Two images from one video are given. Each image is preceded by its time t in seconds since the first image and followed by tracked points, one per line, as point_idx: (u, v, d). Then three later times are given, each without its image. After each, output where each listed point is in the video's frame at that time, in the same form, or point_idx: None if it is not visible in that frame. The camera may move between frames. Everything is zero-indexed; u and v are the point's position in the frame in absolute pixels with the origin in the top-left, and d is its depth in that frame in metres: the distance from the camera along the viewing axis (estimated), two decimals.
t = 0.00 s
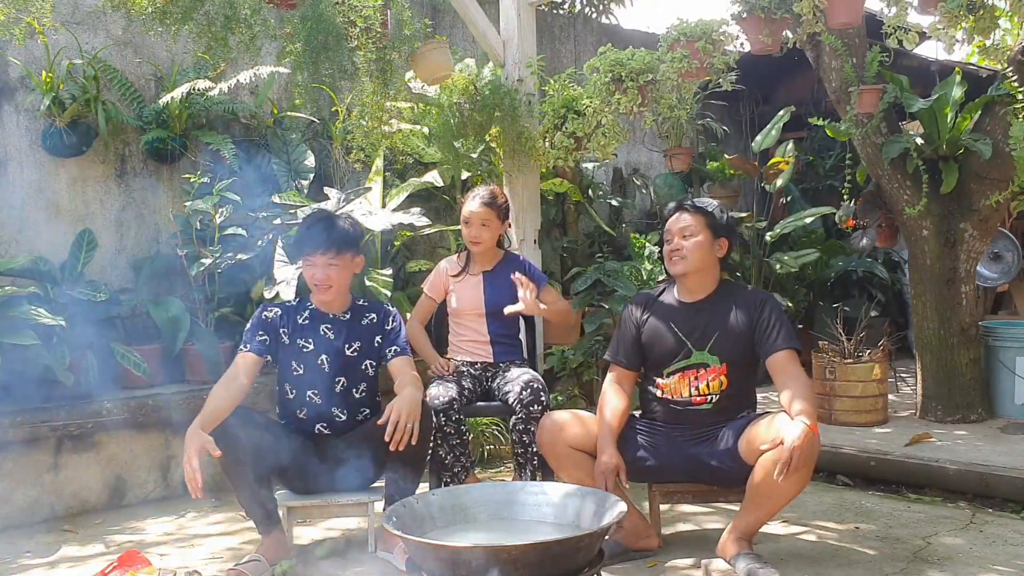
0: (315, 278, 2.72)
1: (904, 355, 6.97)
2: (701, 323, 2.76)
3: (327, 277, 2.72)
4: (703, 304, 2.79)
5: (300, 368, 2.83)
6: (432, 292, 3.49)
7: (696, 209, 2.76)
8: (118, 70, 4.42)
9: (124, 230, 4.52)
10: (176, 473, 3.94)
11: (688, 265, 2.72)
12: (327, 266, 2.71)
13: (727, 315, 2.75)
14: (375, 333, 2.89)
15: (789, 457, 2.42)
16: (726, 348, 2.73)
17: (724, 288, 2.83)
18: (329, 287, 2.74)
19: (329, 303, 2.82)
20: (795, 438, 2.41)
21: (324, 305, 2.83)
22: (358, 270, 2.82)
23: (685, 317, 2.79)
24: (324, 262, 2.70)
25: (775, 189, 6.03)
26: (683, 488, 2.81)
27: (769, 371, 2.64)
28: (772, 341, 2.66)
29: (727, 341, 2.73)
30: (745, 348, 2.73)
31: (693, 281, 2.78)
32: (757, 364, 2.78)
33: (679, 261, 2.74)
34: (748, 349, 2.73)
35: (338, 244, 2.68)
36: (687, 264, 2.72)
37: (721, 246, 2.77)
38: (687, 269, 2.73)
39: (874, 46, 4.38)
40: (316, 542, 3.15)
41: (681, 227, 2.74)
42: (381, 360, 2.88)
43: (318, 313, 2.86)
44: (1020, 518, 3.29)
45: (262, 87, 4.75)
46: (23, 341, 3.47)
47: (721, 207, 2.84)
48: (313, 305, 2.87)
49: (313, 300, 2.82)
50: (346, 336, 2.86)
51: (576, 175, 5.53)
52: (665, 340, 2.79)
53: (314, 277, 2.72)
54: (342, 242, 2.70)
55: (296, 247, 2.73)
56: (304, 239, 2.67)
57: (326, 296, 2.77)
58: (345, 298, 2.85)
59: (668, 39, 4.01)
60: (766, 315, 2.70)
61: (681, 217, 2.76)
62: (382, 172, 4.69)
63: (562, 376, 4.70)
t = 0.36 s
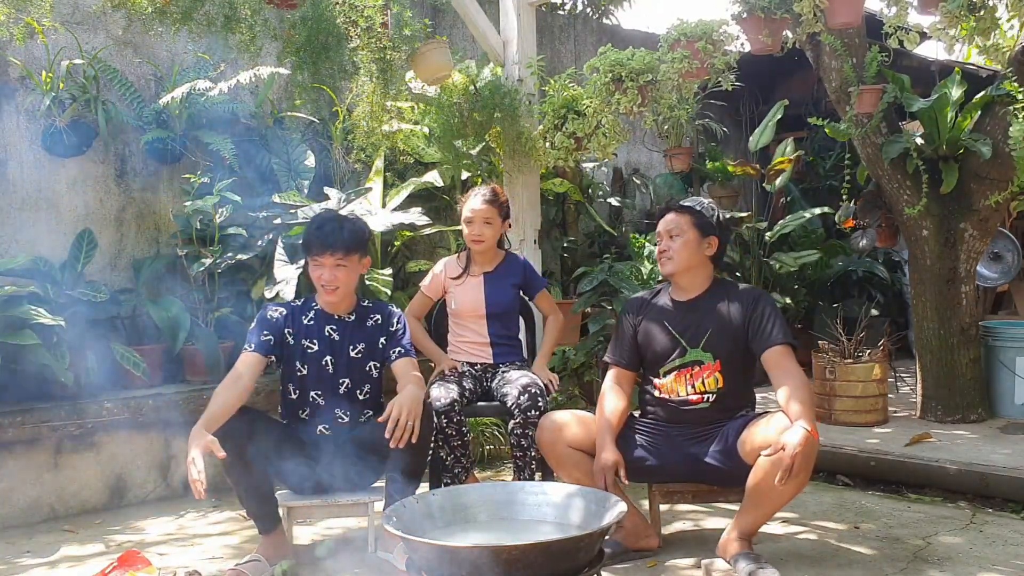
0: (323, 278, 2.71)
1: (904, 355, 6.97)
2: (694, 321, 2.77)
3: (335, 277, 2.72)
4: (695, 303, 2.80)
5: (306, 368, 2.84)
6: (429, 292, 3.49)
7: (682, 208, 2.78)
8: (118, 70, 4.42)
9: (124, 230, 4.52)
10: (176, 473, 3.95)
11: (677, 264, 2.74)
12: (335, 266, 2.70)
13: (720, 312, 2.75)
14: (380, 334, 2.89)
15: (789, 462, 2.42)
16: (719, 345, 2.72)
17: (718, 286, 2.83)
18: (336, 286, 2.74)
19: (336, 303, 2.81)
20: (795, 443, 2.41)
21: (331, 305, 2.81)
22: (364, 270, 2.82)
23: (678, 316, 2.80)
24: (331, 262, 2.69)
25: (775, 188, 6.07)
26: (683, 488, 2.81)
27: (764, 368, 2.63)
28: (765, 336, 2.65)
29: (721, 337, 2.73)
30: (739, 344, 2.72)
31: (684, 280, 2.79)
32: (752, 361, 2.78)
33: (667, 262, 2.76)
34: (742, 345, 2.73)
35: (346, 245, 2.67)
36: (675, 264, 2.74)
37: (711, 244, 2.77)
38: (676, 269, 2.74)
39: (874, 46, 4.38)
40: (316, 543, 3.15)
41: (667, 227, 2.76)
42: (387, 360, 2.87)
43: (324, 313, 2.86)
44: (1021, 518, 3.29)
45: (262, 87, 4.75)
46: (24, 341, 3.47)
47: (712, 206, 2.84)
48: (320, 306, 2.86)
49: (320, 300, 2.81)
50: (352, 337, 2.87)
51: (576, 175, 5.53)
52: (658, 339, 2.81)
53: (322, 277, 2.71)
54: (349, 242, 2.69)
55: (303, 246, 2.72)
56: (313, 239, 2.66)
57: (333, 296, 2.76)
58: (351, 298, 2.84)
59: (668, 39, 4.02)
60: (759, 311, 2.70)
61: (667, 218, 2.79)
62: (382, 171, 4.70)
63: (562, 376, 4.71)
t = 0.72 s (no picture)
0: (316, 281, 2.71)
1: (904, 355, 6.97)
2: (690, 321, 2.77)
3: (327, 279, 2.71)
4: (692, 303, 2.80)
5: (313, 371, 2.84)
6: (428, 292, 3.49)
7: (674, 210, 2.77)
8: (117, 70, 4.42)
9: (124, 230, 4.52)
10: (176, 473, 3.95)
11: (671, 267, 2.74)
12: (327, 268, 2.70)
13: (716, 311, 2.76)
14: (383, 334, 2.90)
15: (789, 461, 2.41)
16: (716, 345, 2.72)
17: (713, 285, 2.83)
18: (330, 288, 2.73)
19: (335, 304, 2.81)
20: (795, 442, 2.41)
21: (331, 307, 2.82)
22: (360, 270, 2.81)
23: (675, 317, 2.80)
24: (323, 264, 2.69)
25: (776, 187, 5.94)
26: (683, 488, 2.80)
27: (761, 366, 2.63)
28: (761, 335, 2.65)
29: (717, 337, 2.73)
30: (735, 343, 2.72)
31: (679, 281, 2.79)
32: (750, 361, 2.78)
33: (662, 264, 2.76)
34: (738, 345, 2.73)
35: (334, 245, 2.66)
36: (669, 266, 2.74)
37: (705, 244, 2.76)
38: (671, 271, 2.75)
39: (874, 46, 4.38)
40: (316, 543, 3.15)
41: (661, 230, 2.76)
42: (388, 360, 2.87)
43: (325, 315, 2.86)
44: (1021, 518, 3.29)
45: (262, 87, 4.75)
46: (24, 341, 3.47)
47: (705, 205, 2.83)
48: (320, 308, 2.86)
49: (319, 304, 2.82)
50: (355, 338, 2.88)
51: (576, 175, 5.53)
52: (655, 340, 2.81)
53: (315, 280, 2.71)
54: (341, 242, 2.68)
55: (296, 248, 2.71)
56: (305, 241, 2.66)
57: (330, 298, 2.76)
58: (350, 298, 2.84)
59: (668, 39, 4.01)
60: (755, 310, 2.69)
61: (660, 222, 2.78)
62: (382, 171, 4.70)
63: (562, 376, 4.71)
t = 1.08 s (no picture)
0: (305, 277, 2.71)
1: (904, 355, 6.97)
2: (689, 322, 2.77)
3: (314, 273, 2.70)
4: (691, 304, 2.80)
5: (317, 361, 2.85)
6: (428, 292, 3.50)
7: (670, 215, 2.73)
8: (117, 70, 4.42)
9: (124, 230, 4.52)
10: (177, 473, 3.95)
11: (671, 273, 2.73)
12: (313, 260, 2.69)
13: (714, 312, 2.76)
14: (385, 330, 2.92)
15: (787, 460, 2.41)
16: (715, 345, 2.72)
17: (712, 286, 2.83)
18: (320, 282, 2.71)
19: (331, 296, 2.81)
20: (794, 442, 2.40)
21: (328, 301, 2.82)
22: (352, 265, 2.80)
23: (674, 318, 2.80)
24: (310, 258, 2.68)
25: (776, 188, 5.96)
26: (683, 488, 2.80)
27: (760, 366, 2.63)
28: (760, 335, 2.65)
29: (716, 338, 2.73)
30: (734, 344, 2.72)
31: (678, 284, 2.79)
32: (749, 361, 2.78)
33: (663, 272, 2.74)
34: (737, 345, 2.73)
35: (318, 239, 2.66)
36: (670, 273, 2.73)
37: (703, 246, 2.75)
38: (671, 276, 2.74)
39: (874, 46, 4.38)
40: (316, 543, 3.15)
41: (659, 236, 2.73)
42: (390, 360, 2.92)
43: (322, 313, 2.84)
44: (1021, 518, 3.29)
45: (262, 87, 4.75)
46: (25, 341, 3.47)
47: (699, 205, 2.80)
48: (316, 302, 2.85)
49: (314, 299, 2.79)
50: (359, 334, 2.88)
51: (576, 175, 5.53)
52: (655, 341, 2.81)
53: (303, 276, 2.70)
54: (329, 235, 2.68)
55: (286, 246, 2.72)
56: (294, 237, 2.68)
57: (321, 292, 2.74)
58: (344, 291, 2.82)
59: (668, 38, 4.01)
60: (753, 311, 2.70)
61: (657, 228, 2.74)
62: (382, 171, 4.71)
63: (562, 376, 4.71)
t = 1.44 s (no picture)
0: (308, 278, 2.70)
1: (904, 355, 6.97)
2: (688, 323, 2.77)
3: (317, 275, 2.70)
4: (691, 306, 2.80)
5: (320, 362, 2.85)
6: (428, 292, 3.49)
7: (671, 222, 2.67)
8: (117, 70, 4.41)
9: (124, 230, 4.52)
10: (177, 473, 3.94)
11: (676, 280, 2.70)
12: (314, 263, 2.69)
13: (712, 312, 2.76)
14: (389, 331, 2.92)
15: (789, 462, 2.41)
16: (714, 346, 2.72)
17: (710, 285, 2.83)
18: (323, 284, 2.71)
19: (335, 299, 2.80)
20: (796, 443, 2.40)
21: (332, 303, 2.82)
22: (353, 265, 2.79)
23: (673, 318, 2.80)
24: (312, 260, 2.68)
25: (776, 188, 6.06)
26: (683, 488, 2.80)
27: (759, 365, 2.63)
28: (759, 335, 2.65)
29: (716, 338, 2.72)
30: (733, 344, 2.73)
31: (679, 288, 2.77)
32: (747, 360, 2.78)
33: (667, 279, 2.71)
34: (736, 345, 2.73)
35: (320, 240, 2.66)
36: (675, 280, 2.70)
37: (703, 249, 2.74)
38: (676, 283, 2.72)
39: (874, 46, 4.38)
40: (316, 543, 3.15)
41: (661, 244, 2.67)
42: (393, 361, 2.94)
43: (324, 313, 2.84)
44: (1021, 518, 3.29)
45: (262, 87, 4.75)
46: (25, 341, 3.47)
47: (695, 206, 2.75)
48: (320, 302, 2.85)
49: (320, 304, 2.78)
50: (362, 334, 2.88)
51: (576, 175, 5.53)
52: (654, 342, 2.81)
53: (306, 277, 2.70)
54: (331, 236, 2.67)
55: (288, 247, 2.71)
56: (296, 237, 2.68)
57: (325, 294, 2.74)
58: (348, 293, 2.82)
59: (668, 38, 4.01)
60: (752, 311, 2.70)
61: (658, 235, 2.68)
62: (382, 171, 4.71)
63: (562, 376, 4.71)
